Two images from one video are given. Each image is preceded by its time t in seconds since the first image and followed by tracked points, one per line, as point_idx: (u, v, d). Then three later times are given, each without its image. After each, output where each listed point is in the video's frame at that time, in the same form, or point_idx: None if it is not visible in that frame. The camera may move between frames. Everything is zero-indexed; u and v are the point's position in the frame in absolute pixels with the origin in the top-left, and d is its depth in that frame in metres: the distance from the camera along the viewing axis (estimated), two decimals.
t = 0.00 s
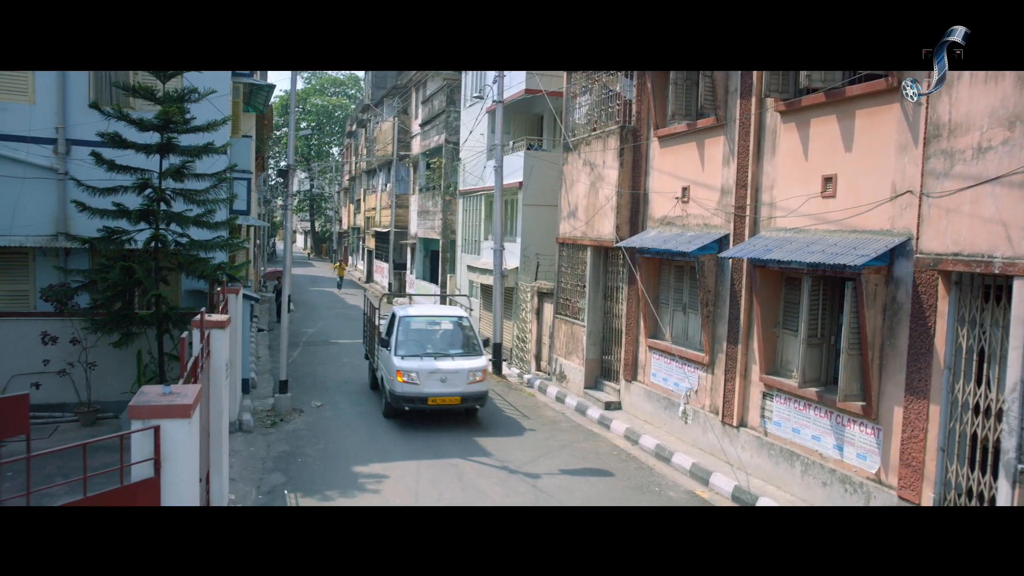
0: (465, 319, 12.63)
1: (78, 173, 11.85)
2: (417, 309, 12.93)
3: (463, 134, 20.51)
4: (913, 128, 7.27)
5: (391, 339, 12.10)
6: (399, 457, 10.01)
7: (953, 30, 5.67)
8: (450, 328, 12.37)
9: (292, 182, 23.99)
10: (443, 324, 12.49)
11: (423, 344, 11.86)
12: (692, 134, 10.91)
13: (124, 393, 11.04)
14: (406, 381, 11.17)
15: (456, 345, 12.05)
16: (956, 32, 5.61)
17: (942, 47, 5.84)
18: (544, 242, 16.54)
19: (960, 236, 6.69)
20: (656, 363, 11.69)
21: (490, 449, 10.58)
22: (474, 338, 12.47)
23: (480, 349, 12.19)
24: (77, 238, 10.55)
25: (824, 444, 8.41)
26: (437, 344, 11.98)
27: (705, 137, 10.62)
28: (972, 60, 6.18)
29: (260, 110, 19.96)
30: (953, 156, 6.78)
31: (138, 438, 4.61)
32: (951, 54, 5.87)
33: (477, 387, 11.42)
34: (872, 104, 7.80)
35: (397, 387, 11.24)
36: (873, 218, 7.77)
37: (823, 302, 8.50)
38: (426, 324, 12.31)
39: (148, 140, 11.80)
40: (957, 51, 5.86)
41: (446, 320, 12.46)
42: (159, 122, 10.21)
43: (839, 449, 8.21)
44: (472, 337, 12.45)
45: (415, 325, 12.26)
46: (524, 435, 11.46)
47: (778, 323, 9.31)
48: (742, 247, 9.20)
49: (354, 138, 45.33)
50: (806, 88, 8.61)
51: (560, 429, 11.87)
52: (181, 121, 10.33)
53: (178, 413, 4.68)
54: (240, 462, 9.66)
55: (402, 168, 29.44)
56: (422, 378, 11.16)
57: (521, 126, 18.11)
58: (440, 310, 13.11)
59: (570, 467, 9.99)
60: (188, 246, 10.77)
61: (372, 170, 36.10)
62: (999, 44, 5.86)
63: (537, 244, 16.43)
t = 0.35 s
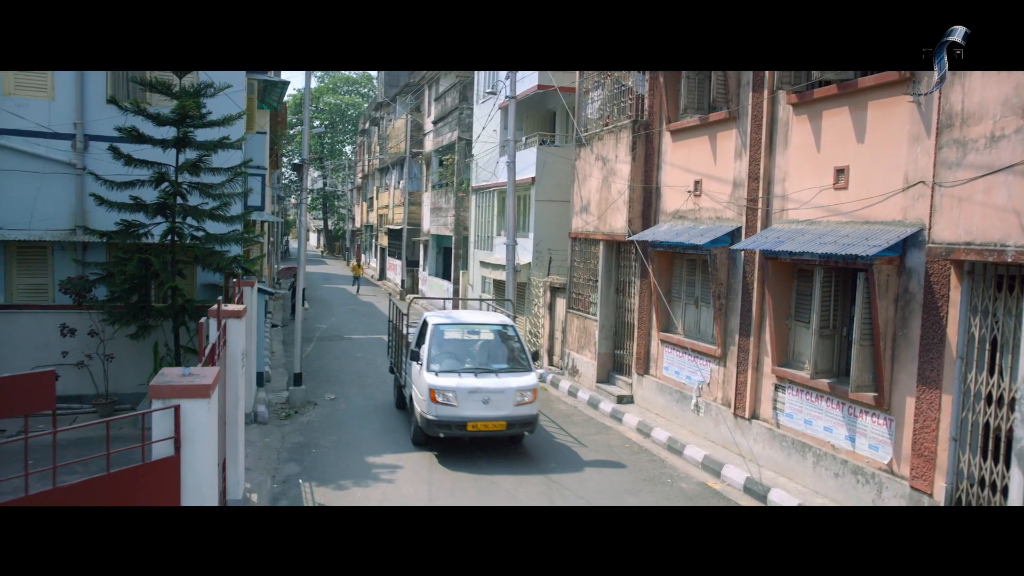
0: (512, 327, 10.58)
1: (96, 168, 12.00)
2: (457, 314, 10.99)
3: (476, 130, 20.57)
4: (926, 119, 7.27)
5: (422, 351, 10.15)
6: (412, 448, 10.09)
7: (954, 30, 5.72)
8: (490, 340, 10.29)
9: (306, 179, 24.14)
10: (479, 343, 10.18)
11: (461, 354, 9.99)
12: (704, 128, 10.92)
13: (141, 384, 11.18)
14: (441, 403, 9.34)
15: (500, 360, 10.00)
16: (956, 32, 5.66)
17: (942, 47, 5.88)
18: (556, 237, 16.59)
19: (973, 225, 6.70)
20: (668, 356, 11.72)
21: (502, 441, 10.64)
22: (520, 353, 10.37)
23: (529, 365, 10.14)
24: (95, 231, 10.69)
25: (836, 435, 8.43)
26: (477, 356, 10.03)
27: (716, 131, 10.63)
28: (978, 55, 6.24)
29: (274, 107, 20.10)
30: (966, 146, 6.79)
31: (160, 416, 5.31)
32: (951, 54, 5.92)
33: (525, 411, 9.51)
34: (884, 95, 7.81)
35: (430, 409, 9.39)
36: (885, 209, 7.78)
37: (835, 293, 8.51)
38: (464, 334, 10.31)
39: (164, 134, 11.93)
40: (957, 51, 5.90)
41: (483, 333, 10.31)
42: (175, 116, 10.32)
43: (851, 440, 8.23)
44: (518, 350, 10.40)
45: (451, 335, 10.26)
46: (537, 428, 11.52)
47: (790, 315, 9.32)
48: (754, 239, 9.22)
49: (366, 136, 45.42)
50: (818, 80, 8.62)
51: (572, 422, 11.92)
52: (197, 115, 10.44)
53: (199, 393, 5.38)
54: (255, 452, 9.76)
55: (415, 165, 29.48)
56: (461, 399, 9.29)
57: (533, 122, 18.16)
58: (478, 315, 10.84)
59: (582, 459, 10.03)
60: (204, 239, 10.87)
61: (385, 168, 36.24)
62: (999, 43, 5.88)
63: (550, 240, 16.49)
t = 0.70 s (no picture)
0: (562, 341, 8.79)
1: (114, 163, 12.17)
2: (489, 328, 8.86)
3: (488, 127, 20.64)
4: (937, 108, 7.29)
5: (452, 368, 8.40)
6: (425, 439, 10.17)
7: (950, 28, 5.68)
8: (534, 354, 8.47)
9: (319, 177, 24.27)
10: (524, 355, 8.44)
11: (502, 369, 8.28)
12: (715, 121, 10.95)
13: (157, 376, 11.32)
14: (473, 434, 7.49)
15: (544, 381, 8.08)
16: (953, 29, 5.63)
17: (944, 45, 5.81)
18: (568, 233, 16.64)
19: (984, 214, 6.72)
20: (680, 349, 11.75)
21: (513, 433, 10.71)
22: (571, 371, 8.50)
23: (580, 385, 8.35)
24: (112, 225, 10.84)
25: (847, 425, 8.45)
26: (518, 374, 8.24)
27: (728, 124, 10.65)
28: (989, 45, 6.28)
29: (287, 104, 20.23)
30: (977, 135, 6.81)
31: (179, 395, 5.52)
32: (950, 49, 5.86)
33: (575, 445, 7.60)
34: (895, 86, 7.83)
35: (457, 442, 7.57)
36: (896, 199, 7.80)
37: (846, 283, 8.54)
38: (503, 345, 8.56)
39: (180, 129, 12.07)
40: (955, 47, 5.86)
41: (528, 343, 8.62)
42: (192, 111, 10.45)
43: (862, 431, 8.25)
44: (565, 369, 8.48)
45: (488, 348, 8.50)
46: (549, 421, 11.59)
47: (801, 307, 9.34)
48: (765, 230, 9.25)
49: (378, 134, 45.57)
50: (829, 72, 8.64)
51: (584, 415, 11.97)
52: (213, 110, 10.56)
53: (217, 373, 5.58)
54: (269, 443, 9.87)
55: (428, 163, 29.56)
56: (495, 430, 7.43)
57: (545, 119, 18.21)
58: (523, 328, 8.93)
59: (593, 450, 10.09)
60: (219, 233, 10.98)
61: (397, 167, 36.38)
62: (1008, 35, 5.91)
63: (561, 235, 16.54)
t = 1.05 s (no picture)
0: (614, 358, 6.64)
1: (134, 156, 12.35)
2: (529, 333, 7.03)
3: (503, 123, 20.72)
4: (951, 96, 7.30)
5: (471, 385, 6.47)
6: (440, 429, 10.26)
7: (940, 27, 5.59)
8: (577, 372, 6.39)
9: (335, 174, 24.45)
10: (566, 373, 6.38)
11: (535, 392, 6.23)
12: (730, 113, 10.97)
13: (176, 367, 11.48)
14: (490, 476, 5.53)
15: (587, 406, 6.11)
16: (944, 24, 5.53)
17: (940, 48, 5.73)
18: (583, 227, 16.70)
19: (998, 200, 6.73)
20: (694, 341, 11.79)
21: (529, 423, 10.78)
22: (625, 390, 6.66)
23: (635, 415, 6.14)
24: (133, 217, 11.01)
25: (861, 414, 8.47)
26: (556, 398, 6.20)
27: (742, 116, 10.67)
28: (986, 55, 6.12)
29: (303, 100, 20.39)
30: (992, 121, 6.82)
31: (202, 370, 5.66)
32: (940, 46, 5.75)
33: (624, 493, 5.55)
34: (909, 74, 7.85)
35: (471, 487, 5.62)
36: (910, 187, 7.82)
37: (860, 272, 8.56)
38: (537, 361, 6.47)
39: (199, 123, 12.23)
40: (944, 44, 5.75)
41: (568, 359, 6.48)
42: (211, 104, 10.59)
43: (876, 420, 8.26)
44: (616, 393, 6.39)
45: (520, 363, 6.47)
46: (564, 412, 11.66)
47: (816, 297, 9.36)
48: (779, 220, 9.28)
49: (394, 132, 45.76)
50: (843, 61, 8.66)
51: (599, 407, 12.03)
52: (231, 104, 10.70)
53: (237, 350, 5.67)
54: (287, 431, 10.00)
55: (443, 159, 29.68)
56: (521, 472, 5.46)
57: (561, 114, 18.28)
58: (569, 339, 6.91)
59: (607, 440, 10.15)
60: (238, 225, 11.11)
61: (413, 164, 36.55)
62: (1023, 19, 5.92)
63: (576, 229, 16.59)
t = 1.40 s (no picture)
0: (652, 372, 5.44)
1: (161, 151, 12.57)
2: (554, 344, 5.87)
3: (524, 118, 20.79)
4: (974, 84, 7.28)
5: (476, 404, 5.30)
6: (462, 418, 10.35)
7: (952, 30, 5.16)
8: (608, 389, 5.23)
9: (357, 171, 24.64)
10: (591, 391, 5.22)
11: (553, 416, 5.08)
12: (750, 105, 10.97)
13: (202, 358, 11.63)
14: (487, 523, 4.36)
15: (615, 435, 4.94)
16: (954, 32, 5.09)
17: (941, 46, 5.34)
18: (605, 221, 16.72)
19: (1021, 187, 6.71)
20: (715, 333, 11.80)
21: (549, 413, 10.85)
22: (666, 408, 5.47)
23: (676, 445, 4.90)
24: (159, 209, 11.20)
25: (882, 404, 8.45)
26: (577, 424, 5.03)
27: (763, 108, 10.67)
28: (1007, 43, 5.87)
29: (326, 97, 20.56)
30: (1015, 107, 6.80)
31: (229, 348, 5.76)
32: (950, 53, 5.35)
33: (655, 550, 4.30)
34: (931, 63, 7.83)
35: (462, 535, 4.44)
36: (931, 175, 7.80)
37: (881, 262, 8.54)
38: (557, 378, 5.32)
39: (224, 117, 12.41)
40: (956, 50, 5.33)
41: (594, 374, 5.31)
42: (236, 98, 10.75)
43: (897, 409, 8.24)
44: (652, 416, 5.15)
45: (536, 380, 5.32)
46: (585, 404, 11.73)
47: (836, 288, 9.35)
48: (800, 211, 9.28)
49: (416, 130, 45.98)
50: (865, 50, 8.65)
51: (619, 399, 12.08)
52: (256, 98, 10.85)
53: (264, 327, 5.78)
54: (310, 420, 10.14)
55: (465, 156, 29.80)
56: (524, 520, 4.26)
57: (582, 109, 18.31)
58: (602, 349, 5.74)
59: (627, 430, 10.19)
60: (263, 218, 11.27)
61: (434, 162, 36.74)
62: None
63: (597, 223, 16.61)
